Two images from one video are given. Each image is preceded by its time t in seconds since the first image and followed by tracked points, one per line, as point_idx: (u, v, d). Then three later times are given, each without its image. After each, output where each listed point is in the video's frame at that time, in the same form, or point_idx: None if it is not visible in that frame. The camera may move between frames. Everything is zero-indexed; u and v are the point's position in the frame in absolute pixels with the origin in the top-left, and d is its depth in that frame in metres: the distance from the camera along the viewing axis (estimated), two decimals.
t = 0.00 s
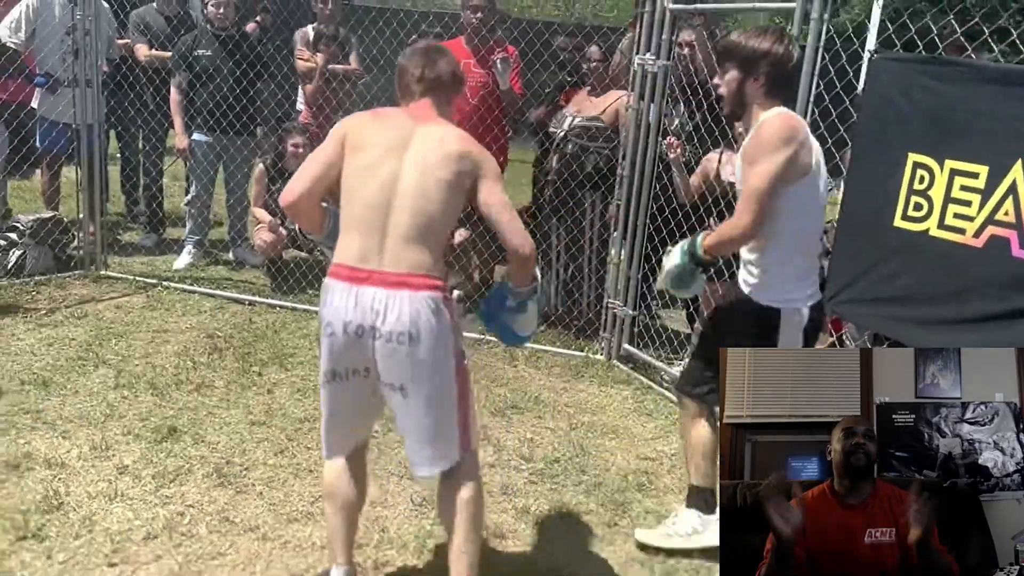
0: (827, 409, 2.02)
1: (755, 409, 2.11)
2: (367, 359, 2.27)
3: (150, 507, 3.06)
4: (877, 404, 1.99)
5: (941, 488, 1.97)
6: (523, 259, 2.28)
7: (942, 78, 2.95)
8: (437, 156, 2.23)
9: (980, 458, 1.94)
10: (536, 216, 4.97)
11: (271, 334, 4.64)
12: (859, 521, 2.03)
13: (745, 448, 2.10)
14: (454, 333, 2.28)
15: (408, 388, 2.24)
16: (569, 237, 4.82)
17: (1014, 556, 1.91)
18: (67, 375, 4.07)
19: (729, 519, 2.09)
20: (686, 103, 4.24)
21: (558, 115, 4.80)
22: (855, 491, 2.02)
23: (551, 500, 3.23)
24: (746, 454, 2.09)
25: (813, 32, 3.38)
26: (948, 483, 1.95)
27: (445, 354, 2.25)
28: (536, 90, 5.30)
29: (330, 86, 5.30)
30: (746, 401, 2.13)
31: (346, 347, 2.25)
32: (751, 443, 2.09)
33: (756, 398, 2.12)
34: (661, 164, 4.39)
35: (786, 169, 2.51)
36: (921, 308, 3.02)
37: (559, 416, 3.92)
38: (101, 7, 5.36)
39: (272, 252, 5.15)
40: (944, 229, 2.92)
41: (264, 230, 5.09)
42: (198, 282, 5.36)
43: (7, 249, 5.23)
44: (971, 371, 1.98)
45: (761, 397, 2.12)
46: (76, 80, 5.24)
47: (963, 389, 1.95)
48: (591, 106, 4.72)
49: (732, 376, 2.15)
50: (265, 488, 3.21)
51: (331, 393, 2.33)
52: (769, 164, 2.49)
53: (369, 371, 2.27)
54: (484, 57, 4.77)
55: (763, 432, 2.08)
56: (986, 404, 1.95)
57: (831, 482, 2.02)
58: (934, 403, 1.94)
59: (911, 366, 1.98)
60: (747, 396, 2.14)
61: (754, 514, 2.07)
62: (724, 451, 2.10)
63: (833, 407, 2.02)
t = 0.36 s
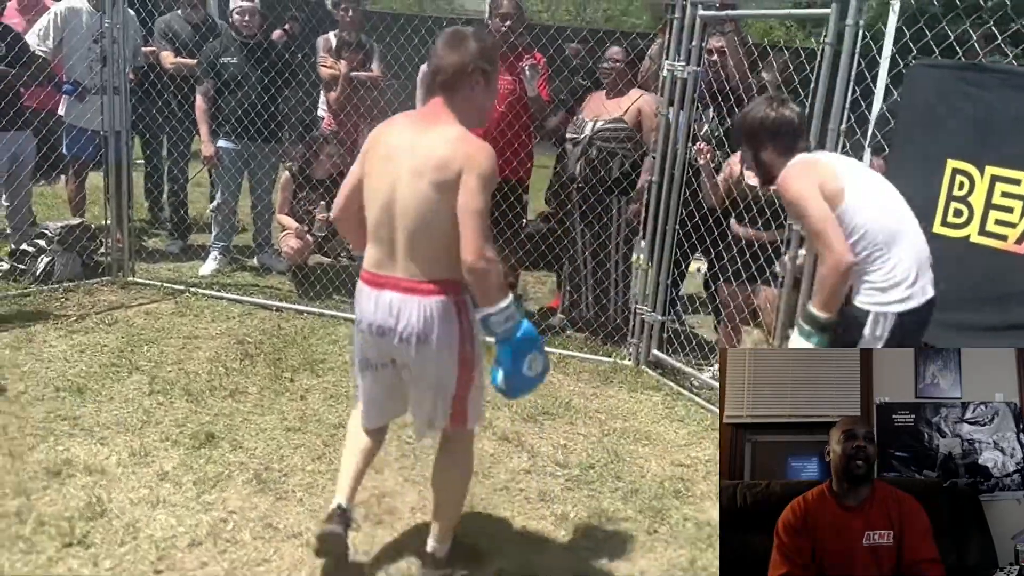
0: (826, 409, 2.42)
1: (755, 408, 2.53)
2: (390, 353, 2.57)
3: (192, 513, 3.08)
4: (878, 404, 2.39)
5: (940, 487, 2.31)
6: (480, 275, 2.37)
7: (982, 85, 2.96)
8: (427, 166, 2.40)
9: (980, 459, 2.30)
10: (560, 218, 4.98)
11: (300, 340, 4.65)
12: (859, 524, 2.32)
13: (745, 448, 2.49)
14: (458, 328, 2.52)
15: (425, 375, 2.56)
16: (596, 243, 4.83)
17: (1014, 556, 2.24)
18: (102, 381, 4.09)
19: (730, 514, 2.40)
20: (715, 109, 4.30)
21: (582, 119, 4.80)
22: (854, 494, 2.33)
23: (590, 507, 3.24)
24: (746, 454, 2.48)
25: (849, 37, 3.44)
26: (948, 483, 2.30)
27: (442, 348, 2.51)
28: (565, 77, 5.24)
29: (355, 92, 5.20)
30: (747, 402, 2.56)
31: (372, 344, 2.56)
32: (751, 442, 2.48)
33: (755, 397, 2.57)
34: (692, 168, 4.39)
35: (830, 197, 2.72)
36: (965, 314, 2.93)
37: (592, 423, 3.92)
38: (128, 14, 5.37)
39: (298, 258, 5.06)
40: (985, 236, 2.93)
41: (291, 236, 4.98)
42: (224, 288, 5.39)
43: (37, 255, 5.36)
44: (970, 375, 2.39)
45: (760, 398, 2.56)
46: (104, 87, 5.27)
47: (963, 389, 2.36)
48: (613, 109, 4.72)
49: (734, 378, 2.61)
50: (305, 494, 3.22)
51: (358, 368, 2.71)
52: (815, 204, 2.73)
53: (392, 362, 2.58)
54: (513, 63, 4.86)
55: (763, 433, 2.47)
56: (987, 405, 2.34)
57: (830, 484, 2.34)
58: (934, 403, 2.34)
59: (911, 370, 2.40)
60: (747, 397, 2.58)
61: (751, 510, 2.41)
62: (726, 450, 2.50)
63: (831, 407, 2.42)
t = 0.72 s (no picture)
0: (825, 410, 2.28)
1: (756, 408, 2.41)
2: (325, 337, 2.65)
3: (228, 515, 3.12)
4: (877, 404, 2.24)
5: (940, 488, 2.19)
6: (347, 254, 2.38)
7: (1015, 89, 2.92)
8: (320, 151, 2.49)
9: (980, 459, 2.15)
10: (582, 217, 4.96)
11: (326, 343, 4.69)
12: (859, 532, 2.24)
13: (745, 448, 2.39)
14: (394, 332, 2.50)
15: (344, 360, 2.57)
16: (617, 245, 4.80)
17: (1014, 556, 2.13)
18: (134, 385, 4.16)
19: (730, 515, 2.32)
20: (743, 112, 4.38)
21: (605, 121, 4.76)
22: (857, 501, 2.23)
23: (620, 512, 3.26)
24: (747, 454, 2.37)
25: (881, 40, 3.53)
26: (948, 483, 2.17)
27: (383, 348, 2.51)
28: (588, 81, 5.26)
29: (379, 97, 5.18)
30: (747, 402, 2.43)
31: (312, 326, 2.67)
32: (751, 443, 2.37)
33: (756, 398, 2.43)
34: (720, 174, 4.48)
35: (842, 291, 2.63)
36: (1008, 315, 2.76)
37: (620, 427, 3.95)
38: (157, 20, 5.42)
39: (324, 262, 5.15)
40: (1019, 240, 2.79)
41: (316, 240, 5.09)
42: (251, 292, 5.43)
43: (66, 260, 5.46)
44: (970, 375, 2.23)
45: (760, 398, 2.43)
46: (133, 92, 5.31)
47: (963, 390, 2.19)
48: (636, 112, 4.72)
49: (733, 378, 2.46)
50: (338, 497, 3.25)
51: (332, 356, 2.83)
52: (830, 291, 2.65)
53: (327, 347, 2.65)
54: (539, 68, 4.88)
55: (763, 433, 2.36)
56: (987, 405, 2.17)
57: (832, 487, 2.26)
58: (934, 403, 2.17)
59: (911, 369, 2.24)
60: (747, 397, 2.45)
61: (751, 510, 2.32)
62: (726, 451, 2.39)
63: (830, 407, 2.28)
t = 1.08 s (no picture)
0: (827, 410, 2.13)
1: (755, 409, 2.24)
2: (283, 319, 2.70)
3: (266, 512, 3.18)
4: (877, 404, 2.09)
5: (941, 488, 2.06)
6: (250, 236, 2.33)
7: None
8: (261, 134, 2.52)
9: (980, 459, 2.00)
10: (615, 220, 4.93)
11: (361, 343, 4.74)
12: (861, 544, 2.11)
13: (745, 448, 2.23)
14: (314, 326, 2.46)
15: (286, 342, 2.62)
16: (649, 244, 4.78)
17: (1014, 556, 1.97)
18: (174, 382, 4.24)
19: (728, 516, 2.16)
20: (781, 112, 4.41)
21: (641, 123, 4.77)
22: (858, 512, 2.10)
23: (653, 514, 3.28)
24: (747, 454, 2.21)
25: (923, 40, 3.53)
26: (948, 484, 2.03)
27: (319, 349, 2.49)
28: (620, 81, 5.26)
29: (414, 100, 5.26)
30: (746, 402, 2.26)
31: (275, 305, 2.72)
32: (751, 442, 2.21)
33: (756, 397, 2.26)
34: (756, 173, 4.47)
35: (875, 332, 2.29)
36: None
37: (654, 430, 3.96)
38: (198, 25, 5.52)
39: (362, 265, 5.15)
40: None
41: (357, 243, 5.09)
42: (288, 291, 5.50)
43: (108, 259, 5.56)
44: (971, 374, 2.08)
45: (760, 398, 2.26)
46: (174, 95, 5.40)
47: (963, 390, 2.03)
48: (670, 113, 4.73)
49: (733, 377, 2.28)
50: (375, 495, 3.31)
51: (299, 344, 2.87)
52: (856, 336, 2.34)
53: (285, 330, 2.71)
54: (573, 69, 4.90)
55: (763, 432, 2.20)
56: (986, 404, 2.02)
57: (832, 492, 2.12)
58: (934, 403, 2.02)
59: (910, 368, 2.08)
60: (746, 396, 2.27)
61: (752, 511, 2.16)
62: (725, 451, 2.24)
63: (832, 407, 2.12)
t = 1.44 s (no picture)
0: (826, 411, 2.29)
1: (755, 409, 2.37)
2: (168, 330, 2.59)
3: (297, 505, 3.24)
4: (878, 404, 2.26)
5: (940, 488, 2.20)
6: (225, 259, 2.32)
7: None
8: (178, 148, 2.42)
9: (980, 459, 2.17)
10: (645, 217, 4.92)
11: (394, 339, 4.79)
12: (861, 544, 2.23)
13: (746, 448, 2.36)
14: (225, 340, 2.46)
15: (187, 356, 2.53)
16: (680, 238, 4.78)
17: (1014, 556, 2.13)
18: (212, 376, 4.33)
19: (729, 514, 2.30)
20: (818, 111, 4.38)
21: (675, 117, 4.78)
22: (856, 511, 2.23)
23: (682, 515, 3.27)
24: (747, 454, 2.35)
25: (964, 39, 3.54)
26: (948, 483, 2.18)
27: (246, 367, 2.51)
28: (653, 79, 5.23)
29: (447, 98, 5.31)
30: (747, 402, 2.40)
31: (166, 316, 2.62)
32: (751, 442, 2.35)
33: (755, 397, 2.40)
34: (793, 173, 4.48)
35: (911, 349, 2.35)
36: None
37: (685, 430, 3.96)
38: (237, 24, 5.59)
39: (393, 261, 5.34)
40: None
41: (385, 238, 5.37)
42: (324, 287, 5.56)
43: (150, 255, 5.66)
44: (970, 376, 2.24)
45: (760, 398, 2.39)
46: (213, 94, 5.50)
47: (963, 390, 2.20)
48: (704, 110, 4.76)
49: (733, 378, 2.42)
50: (403, 490, 3.36)
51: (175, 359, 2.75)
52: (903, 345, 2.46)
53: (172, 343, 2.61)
54: (608, 66, 4.92)
55: (763, 433, 2.34)
56: (987, 405, 2.20)
57: (831, 491, 2.25)
58: (935, 403, 2.19)
59: (911, 370, 2.26)
60: (746, 397, 2.41)
61: (752, 509, 2.30)
62: (726, 451, 2.37)
63: (831, 408, 2.28)
